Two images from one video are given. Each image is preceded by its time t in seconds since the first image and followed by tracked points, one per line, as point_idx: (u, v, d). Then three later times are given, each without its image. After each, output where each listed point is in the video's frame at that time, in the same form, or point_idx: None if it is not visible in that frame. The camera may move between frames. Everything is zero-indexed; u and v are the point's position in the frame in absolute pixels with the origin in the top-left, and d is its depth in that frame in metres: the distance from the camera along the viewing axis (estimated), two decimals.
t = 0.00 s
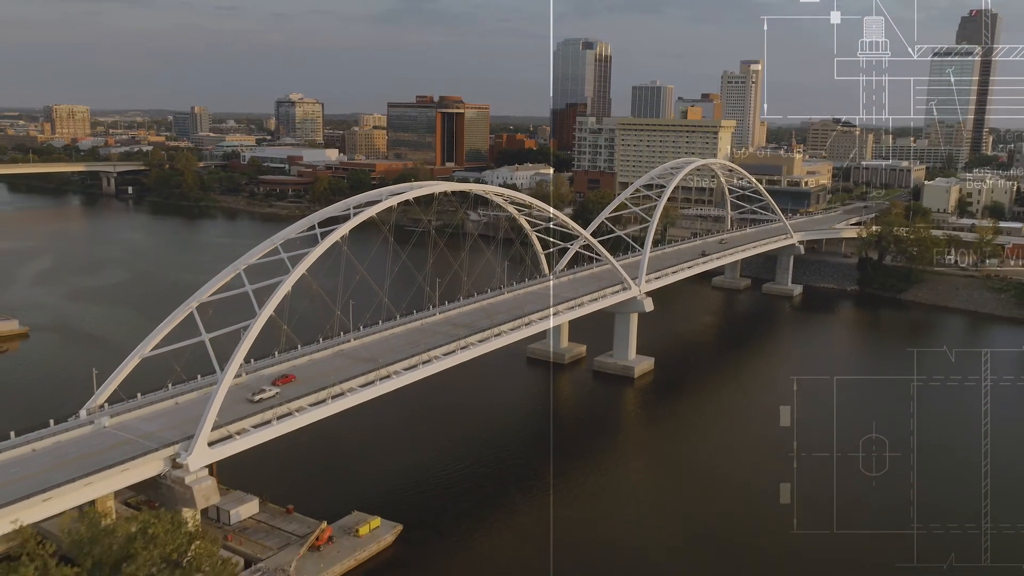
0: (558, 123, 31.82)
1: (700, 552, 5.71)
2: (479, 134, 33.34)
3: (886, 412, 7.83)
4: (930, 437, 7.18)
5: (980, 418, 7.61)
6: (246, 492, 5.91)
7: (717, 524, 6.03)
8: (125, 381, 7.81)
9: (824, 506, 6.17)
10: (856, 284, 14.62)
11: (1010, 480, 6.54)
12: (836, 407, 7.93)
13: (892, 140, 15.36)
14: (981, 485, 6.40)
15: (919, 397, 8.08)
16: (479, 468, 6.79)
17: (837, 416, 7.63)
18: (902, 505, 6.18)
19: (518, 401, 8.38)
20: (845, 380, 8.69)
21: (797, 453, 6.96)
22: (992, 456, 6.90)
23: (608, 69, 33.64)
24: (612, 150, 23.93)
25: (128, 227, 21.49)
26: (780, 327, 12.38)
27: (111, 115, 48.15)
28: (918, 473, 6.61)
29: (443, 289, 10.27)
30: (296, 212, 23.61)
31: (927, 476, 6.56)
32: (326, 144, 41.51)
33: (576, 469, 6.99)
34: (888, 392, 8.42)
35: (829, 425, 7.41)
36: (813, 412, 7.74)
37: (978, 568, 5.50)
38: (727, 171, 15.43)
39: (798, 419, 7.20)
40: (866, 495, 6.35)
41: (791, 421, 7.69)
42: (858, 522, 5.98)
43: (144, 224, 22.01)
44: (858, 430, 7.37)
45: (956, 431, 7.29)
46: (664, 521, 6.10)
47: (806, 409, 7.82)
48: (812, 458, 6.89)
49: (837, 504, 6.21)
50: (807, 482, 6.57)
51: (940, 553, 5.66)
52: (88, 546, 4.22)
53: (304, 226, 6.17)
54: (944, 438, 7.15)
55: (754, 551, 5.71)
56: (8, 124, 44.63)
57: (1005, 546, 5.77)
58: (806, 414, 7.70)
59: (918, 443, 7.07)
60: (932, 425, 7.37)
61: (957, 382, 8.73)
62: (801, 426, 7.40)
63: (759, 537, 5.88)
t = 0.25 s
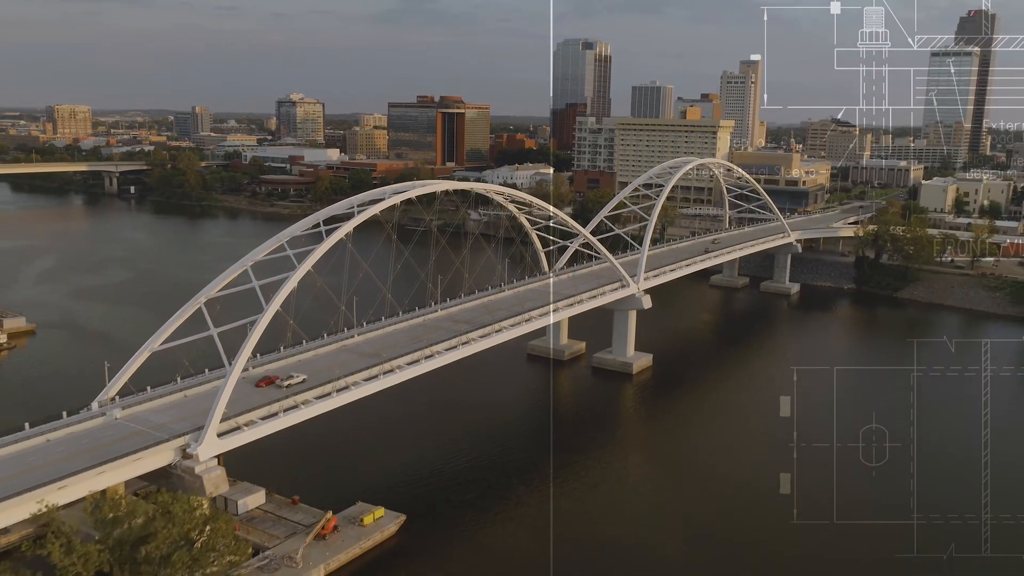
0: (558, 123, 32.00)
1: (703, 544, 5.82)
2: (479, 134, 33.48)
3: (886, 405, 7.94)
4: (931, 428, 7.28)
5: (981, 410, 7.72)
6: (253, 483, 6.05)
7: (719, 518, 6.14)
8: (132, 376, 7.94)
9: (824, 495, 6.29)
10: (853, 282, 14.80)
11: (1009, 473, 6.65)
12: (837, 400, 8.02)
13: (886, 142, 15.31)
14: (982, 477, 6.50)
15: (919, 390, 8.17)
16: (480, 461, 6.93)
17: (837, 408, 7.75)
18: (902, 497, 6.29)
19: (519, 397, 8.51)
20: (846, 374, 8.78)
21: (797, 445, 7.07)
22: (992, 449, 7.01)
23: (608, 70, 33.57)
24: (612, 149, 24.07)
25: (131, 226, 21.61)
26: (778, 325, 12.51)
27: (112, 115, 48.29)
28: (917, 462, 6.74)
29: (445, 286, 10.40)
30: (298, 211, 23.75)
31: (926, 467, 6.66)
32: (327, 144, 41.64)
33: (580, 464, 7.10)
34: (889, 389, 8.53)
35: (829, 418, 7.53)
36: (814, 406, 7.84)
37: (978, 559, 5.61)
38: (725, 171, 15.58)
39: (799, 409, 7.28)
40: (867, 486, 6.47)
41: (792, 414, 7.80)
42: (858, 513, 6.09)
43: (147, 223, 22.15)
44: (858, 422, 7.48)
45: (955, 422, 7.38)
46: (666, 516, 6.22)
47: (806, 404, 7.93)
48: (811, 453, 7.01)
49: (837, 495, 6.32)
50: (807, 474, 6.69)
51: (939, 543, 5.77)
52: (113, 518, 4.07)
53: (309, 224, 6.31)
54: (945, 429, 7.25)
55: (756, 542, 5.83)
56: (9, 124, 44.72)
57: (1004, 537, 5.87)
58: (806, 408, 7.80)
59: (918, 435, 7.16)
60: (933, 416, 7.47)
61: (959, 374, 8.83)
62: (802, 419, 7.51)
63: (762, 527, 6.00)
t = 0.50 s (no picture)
0: (559, 123, 32.11)
1: (706, 537, 5.88)
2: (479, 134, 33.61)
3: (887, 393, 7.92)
4: (932, 412, 7.28)
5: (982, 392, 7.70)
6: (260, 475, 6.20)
7: (721, 511, 6.18)
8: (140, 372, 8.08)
9: (824, 486, 6.34)
10: (851, 279, 15.47)
11: (1009, 462, 6.70)
12: (837, 384, 7.98)
13: (877, 147, 14.85)
14: (982, 466, 6.54)
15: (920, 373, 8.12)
16: (481, 455, 7.07)
17: (838, 392, 7.72)
18: (903, 487, 6.34)
19: (520, 392, 8.65)
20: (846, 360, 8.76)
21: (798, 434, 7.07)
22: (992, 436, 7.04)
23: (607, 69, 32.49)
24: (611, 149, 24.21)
25: (133, 226, 21.74)
26: (775, 323, 12.65)
27: (113, 116, 48.39)
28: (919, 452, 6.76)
29: (447, 283, 10.54)
30: (299, 211, 23.86)
31: (926, 457, 6.68)
32: (328, 144, 41.75)
33: (576, 463, 7.15)
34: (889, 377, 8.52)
35: (829, 406, 7.53)
36: (814, 393, 7.83)
37: (977, 550, 5.69)
38: (723, 170, 15.72)
39: (800, 399, 7.21)
40: (867, 476, 6.52)
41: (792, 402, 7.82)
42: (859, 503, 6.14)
43: (148, 223, 22.26)
44: (859, 406, 7.46)
45: (956, 406, 7.38)
46: (668, 511, 6.26)
47: (805, 392, 7.92)
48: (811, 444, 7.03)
49: (838, 486, 6.37)
50: (808, 466, 6.73)
51: (939, 536, 5.85)
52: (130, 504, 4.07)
53: (314, 222, 6.45)
54: (945, 415, 7.25)
55: (758, 534, 5.89)
56: (10, 124, 44.85)
57: (1004, 527, 5.93)
58: (806, 396, 7.80)
59: (919, 421, 7.15)
60: (934, 399, 7.45)
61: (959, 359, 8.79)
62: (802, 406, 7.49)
63: (763, 519, 6.06)
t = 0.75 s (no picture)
0: (559, 123, 32.30)
1: (705, 538, 5.83)
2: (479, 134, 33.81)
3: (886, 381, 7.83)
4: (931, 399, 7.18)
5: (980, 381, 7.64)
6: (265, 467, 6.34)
7: (719, 511, 6.13)
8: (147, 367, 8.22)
9: (823, 481, 6.27)
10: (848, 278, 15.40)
11: (1010, 452, 6.63)
12: (836, 375, 7.88)
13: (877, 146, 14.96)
14: (983, 455, 6.45)
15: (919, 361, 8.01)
16: (481, 448, 7.21)
17: (837, 381, 7.60)
18: (902, 480, 6.27)
19: (519, 388, 8.79)
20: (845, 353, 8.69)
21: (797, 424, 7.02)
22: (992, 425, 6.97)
23: (606, 69, 32.29)
24: (611, 149, 24.38)
25: (135, 225, 21.91)
26: (773, 320, 12.79)
27: (114, 116, 48.57)
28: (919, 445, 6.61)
29: (448, 281, 10.67)
30: (301, 211, 24.01)
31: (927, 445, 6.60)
32: (329, 144, 41.95)
33: (574, 466, 7.13)
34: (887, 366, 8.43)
35: (827, 395, 7.42)
36: (813, 383, 7.77)
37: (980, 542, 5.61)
38: (721, 170, 15.86)
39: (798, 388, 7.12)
40: (867, 468, 6.44)
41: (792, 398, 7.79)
42: (858, 496, 6.08)
43: (151, 222, 22.43)
44: (859, 395, 7.35)
45: (956, 395, 7.29)
46: (666, 514, 6.22)
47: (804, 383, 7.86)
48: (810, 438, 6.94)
49: (837, 480, 6.30)
50: (806, 461, 6.66)
51: (939, 527, 5.77)
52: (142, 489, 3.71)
53: (319, 219, 6.59)
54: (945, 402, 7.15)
55: (756, 532, 5.84)
56: (12, 124, 45.09)
57: (1006, 518, 5.87)
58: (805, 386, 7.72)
59: (920, 408, 7.04)
60: (934, 386, 7.35)
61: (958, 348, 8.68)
62: (800, 394, 7.44)
63: (761, 515, 6.02)
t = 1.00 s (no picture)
0: (559, 123, 32.48)
1: (705, 536, 5.87)
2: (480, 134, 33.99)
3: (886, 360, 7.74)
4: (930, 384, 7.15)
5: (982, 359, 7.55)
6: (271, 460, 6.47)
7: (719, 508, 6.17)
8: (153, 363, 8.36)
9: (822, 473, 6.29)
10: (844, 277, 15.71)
11: (1010, 439, 6.62)
12: (837, 357, 7.85)
13: (878, 148, 15.05)
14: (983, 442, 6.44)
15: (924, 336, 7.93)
16: (482, 442, 7.34)
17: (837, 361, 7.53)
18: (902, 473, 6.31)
19: (520, 385, 8.92)
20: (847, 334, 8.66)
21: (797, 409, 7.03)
22: (992, 412, 6.95)
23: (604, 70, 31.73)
24: (610, 149, 24.54)
25: (138, 225, 22.05)
26: (771, 318, 12.92)
27: (115, 117, 48.75)
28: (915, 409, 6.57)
29: (449, 279, 10.81)
30: (302, 211, 24.15)
31: (928, 427, 6.60)
32: (330, 144, 42.14)
33: (574, 465, 7.17)
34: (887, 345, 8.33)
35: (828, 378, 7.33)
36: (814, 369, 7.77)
37: (977, 533, 5.71)
38: (720, 170, 15.98)
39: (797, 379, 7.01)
40: (866, 461, 6.46)
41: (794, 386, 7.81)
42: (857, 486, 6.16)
43: (153, 221, 22.58)
44: (860, 374, 7.31)
45: (960, 370, 7.23)
46: (666, 511, 6.26)
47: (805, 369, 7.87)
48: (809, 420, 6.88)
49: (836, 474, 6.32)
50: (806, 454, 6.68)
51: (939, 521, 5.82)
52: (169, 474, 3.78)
53: (323, 218, 6.72)
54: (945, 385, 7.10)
55: (756, 529, 5.88)
56: (13, 124, 45.24)
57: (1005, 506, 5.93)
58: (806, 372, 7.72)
59: (922, 385, 6.99)
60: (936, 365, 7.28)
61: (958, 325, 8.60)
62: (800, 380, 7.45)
63: (761, 511, 6.06)
